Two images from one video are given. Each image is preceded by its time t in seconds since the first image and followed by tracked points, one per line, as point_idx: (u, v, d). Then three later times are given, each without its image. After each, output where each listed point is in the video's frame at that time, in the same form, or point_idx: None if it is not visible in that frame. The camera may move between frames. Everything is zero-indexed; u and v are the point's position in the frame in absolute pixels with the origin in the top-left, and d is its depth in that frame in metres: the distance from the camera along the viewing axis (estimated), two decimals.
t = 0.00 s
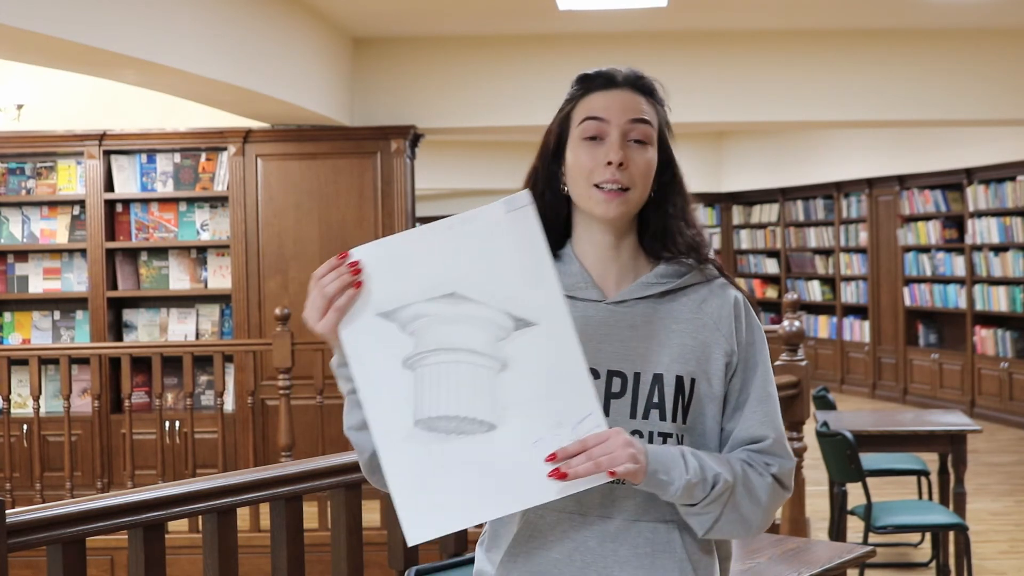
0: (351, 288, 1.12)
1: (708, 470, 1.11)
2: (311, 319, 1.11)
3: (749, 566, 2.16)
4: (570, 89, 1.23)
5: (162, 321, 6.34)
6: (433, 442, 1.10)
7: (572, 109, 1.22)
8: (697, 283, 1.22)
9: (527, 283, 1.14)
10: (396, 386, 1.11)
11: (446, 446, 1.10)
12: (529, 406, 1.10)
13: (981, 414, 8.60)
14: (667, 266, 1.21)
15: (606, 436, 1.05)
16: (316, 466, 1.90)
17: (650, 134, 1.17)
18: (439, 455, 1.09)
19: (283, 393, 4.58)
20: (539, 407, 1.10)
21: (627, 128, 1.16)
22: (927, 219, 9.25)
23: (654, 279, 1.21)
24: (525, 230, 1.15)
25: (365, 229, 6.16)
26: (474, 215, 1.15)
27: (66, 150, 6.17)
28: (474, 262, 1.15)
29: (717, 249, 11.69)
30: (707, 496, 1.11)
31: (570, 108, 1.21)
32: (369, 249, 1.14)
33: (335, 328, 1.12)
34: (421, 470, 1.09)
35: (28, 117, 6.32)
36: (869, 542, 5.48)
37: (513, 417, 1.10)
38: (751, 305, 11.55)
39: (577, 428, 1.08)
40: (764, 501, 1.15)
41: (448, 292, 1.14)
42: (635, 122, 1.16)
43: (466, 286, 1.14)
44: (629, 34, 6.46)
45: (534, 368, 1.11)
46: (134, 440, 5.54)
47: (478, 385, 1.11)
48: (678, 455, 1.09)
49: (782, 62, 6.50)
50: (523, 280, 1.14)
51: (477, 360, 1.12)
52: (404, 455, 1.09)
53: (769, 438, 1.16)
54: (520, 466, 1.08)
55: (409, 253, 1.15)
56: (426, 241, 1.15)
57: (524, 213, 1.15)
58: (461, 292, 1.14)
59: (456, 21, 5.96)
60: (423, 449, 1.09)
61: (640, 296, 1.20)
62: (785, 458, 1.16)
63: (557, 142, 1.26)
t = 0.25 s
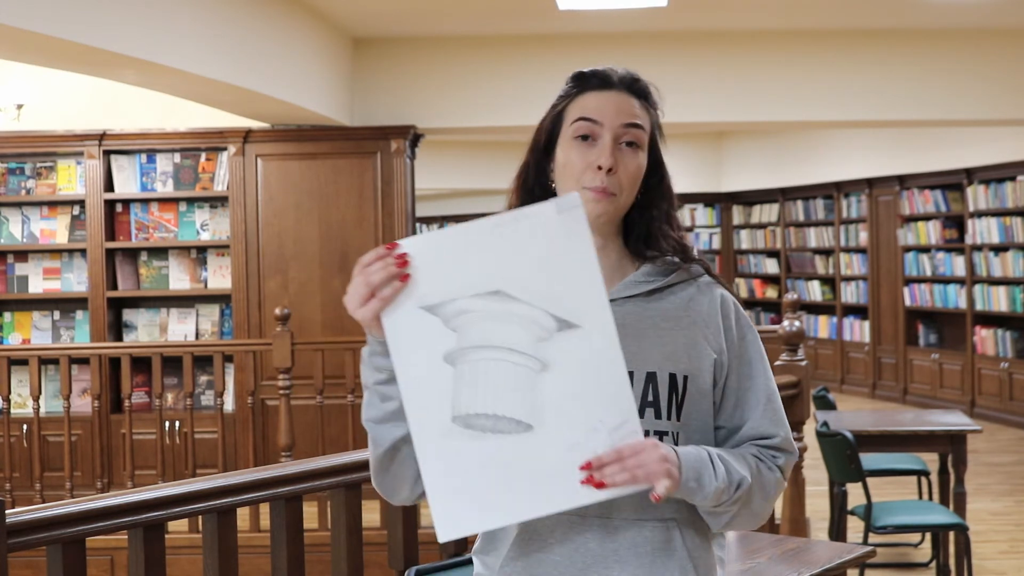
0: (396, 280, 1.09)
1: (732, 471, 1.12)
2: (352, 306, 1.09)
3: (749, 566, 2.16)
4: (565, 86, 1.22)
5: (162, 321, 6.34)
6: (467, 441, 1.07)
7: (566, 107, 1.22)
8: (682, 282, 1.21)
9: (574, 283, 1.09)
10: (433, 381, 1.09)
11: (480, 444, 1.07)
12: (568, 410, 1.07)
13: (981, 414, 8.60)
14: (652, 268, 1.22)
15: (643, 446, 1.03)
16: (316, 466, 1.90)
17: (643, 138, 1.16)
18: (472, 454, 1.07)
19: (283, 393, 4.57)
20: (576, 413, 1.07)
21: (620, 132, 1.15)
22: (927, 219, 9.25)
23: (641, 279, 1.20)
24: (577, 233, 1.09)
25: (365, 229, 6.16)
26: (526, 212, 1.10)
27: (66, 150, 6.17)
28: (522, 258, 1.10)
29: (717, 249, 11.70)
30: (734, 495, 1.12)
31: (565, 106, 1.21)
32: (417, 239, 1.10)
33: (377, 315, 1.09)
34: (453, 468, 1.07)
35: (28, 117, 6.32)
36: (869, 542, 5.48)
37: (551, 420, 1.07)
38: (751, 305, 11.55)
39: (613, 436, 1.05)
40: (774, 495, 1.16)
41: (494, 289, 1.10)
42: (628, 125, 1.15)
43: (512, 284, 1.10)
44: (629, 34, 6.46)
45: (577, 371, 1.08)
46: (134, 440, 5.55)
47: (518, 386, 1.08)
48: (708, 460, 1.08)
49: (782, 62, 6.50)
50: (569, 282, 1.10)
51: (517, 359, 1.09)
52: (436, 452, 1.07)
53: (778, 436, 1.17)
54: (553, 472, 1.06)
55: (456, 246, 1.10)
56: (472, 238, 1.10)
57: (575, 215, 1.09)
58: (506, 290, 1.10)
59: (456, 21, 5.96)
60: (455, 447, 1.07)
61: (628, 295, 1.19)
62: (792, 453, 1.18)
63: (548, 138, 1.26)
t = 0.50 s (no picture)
0: (434, 325, 1.08)
1: (741, 507, 1.13)
2: (390, 348, 1.09)
3: (749, 567, 2.16)
4: (545, 97, 1.20)
5: (162, 321, 6.34)
6: (496, 492, 1.07)
7: (549, 120, 1.20)
8: (677, 285, 1.21)
9: (613, 340, 1.08)
10: (466, 429, 1.08)
11: (508, 497, 1.06)
12: (598, 467, 1.06)
13: (981, 414, 8.60)
14: (649, 270, 1.22)
15: (671, 505, 1.02)
16: (316, 466, 1.90)
17: (628, 150, 1.15)
18: (500, 504, 1.06)
19: (283, 393, 4.57)
20: (607, 470, 1.06)
21: (604, 148, 1.14)
22: (927, 219, 9.25)
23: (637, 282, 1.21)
24: (618, 288, 1.08)
25: (364, 229, 6.16)
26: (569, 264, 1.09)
27: (66, 151, 6.17)
28: (561, 310, 1.08)
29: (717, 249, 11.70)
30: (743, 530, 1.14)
31: (547, 121, 1.19)
32: (458, 288, 1.08)
33: (413, 361, 1.09)
34: (479, 516, 1.06)
35: (28, 117, 6.32)
36: (869, 542, 5.48)
37: (581, 476, 1.06)
38: (751, 305, 11.55)
39: (641, 495, 1.05)
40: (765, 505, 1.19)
41: (532, 340, 1.08)
42: (612, 141, 1.14)
43: (551, 337, 1.08)
44: (629, 34, 6.46)
45: (610, 429, 1.07)
46: (134, 439, 5.55)
47: (551, 441, 1.07)
48: (719, 500, 1.10)
49: (782, 62, 6.51)
50: (609, 337, 1.08)
51: (551, 412, 1.07)
52: (464, 501, 1.07)
53: (769, 443, 1.19)
54: (579, 527, 1.05)
55: (495, 294, 1.08)
56: (513, 286, 1.08)
57: (619, 270, 1.08)
58: (545, 342, 1.08)
59: (456, 21, 5.96)
60: (484, 497, 1.07)
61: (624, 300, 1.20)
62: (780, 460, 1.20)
63: (532, 149, 1.24)
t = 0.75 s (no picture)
0: (457, 361, 1.11)
1: (746, 526, 1.17)
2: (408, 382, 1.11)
3: (749, 566, 2.16)
4: (537, 101, 1.20)
5: (162, 321, 6.34)
6: (515, 521, 1.10)
7: (541, 124, 1.20)
8: (677, 286, 1.22)
9: (632, 379, 1.12)
10: (486, 461, 1.11)
11: (527, 526, 1.10)
12: (614, 501, 1.10)
13: (981, 414, 8.60)
14: (649, 272, 1.22)
15: (686, 539, 1.09)
16: (316, 466, 1.90)
17: (620, 152, 1.16)
18: (519, 532, 1.10)
19: (283, 393, 4.57)
20: (623, 504, 1.10)
21: (595, 150, 1.15)
22: (927, 219, 9.25)
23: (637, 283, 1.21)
24: (639, 330, 1.12)
25: (364, 228, 6.15)
26: (591, 306, 1.13)
27: (66, 150, 6.17)
28: (582, 350, 1.13)
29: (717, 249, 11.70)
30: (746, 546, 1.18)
31: (539, 125, 1.19)
32: (481, 325, 1.12)
33: (436, 396, 1.12)
34: (497, 545, 1.10)
35: (28, 117, 6.32)
36: (869, 542, 5.48)
37: (597, 508, 1.10)
38: (751, 305, 11.55)
39: (655, 527, 1.10)
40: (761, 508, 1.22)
41: (553, 377, 1.12)
42: (603, 143, 1.14)
43: (571, 374, 1.12)
44: (629, 34, 6.46)
45: (627, 465, 1.11)
46: (134, 439, 5.55)
47: (568, 474, 1.11)
48: (726, 523, 1.14)
49: (783, 62, 6.50)
50: (624, 377, 1.12)
51: (569, 448, 1.11)
52: (483, 529, 1.10)
53: (767, 445, 1.21)
54: (595, 557, 1.09)
55: (516, 331, 1.12)
56: (535, 323, 1.12)
57: (641, 312, 1.12)
58: (566, 378, 1.12)
59: (456, 21, 5.96)
60: (502, 526, 1.10)
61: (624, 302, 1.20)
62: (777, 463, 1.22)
63: (527, 153, 1.24)
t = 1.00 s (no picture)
0: (515, 320, 1.03)
1: (751, 531, 1.15)
2: (463, 328, 1.04)
3: (750, 567, 2.16)
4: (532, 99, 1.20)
5: (162, 321, 6.34)
6: (536, 493, 1.05)
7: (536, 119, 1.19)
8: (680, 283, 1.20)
9: (683, 372, 1.06)
10: (521, 428, 1.04)
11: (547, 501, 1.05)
12: (639, 493, 1.05)
13: (981, 414, 8.59)
14: (654, 268, 1.20)
15: (700, 544, 1.05)
16: (316, 466, 1.90)
17: (613, 136, 1.14)
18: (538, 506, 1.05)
19: (283, 393, 4.57)
20: (647, 498, 1.05)
21: (588, 133, 1.13)
22: (927, 219, 9.25)
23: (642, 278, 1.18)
24: (698, 327, 1.06)
25: (364, 228, 6.15)
26: (660, 293, 1.05)
27: (66, 150, 6.17)
28: (641, 334, 1.05)
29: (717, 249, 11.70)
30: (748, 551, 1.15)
31: (534, 118, 1.19)
32: (549, 289, 1.04)
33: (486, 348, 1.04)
34: (513, 515, 1.05)
35: (28, 117, 6.32)
36: (869, 542, 5.48)
37: (620, 497, 1.05)
38: (751, 305, 11.55)
39: (672, 527, 1.05)
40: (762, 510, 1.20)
41: (606, 356, 1.05)
42: (596, 125, 1.14)
43: (626, 357, 1.05)
44: (629, 34, 6.46)
45: (660, 459, 1.05)
46: (134, 439, 5.55)
47: (599, 457, 1.05)
48: (733, 529, 1.12)
49: (783, 62, 6.50)
50: (676, 368, 1.05)
51: (604, 430, 1.05)
52: (501, 495, 1.05)
53: (773, 445, 1.19)
54: (608, 547, 1.04)
55: (579, 300, 1.04)
56: (597, 297, 1.04)
57: (705, 310, 1.06)
58: (619, 361, 1.05)
59: (456, 20, 5.96)
60: (523, 496, 1.05)
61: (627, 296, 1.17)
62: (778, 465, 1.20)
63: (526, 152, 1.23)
